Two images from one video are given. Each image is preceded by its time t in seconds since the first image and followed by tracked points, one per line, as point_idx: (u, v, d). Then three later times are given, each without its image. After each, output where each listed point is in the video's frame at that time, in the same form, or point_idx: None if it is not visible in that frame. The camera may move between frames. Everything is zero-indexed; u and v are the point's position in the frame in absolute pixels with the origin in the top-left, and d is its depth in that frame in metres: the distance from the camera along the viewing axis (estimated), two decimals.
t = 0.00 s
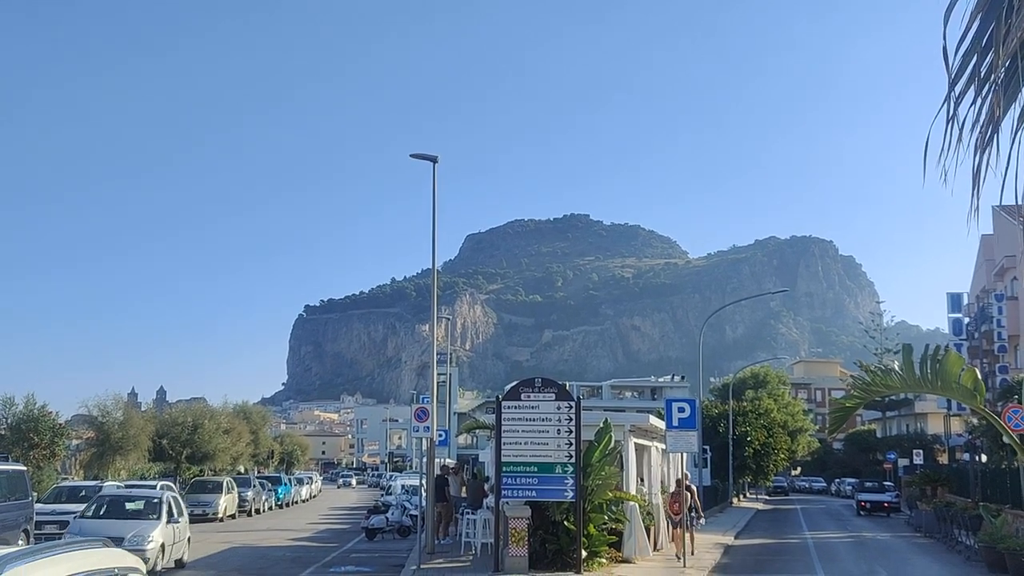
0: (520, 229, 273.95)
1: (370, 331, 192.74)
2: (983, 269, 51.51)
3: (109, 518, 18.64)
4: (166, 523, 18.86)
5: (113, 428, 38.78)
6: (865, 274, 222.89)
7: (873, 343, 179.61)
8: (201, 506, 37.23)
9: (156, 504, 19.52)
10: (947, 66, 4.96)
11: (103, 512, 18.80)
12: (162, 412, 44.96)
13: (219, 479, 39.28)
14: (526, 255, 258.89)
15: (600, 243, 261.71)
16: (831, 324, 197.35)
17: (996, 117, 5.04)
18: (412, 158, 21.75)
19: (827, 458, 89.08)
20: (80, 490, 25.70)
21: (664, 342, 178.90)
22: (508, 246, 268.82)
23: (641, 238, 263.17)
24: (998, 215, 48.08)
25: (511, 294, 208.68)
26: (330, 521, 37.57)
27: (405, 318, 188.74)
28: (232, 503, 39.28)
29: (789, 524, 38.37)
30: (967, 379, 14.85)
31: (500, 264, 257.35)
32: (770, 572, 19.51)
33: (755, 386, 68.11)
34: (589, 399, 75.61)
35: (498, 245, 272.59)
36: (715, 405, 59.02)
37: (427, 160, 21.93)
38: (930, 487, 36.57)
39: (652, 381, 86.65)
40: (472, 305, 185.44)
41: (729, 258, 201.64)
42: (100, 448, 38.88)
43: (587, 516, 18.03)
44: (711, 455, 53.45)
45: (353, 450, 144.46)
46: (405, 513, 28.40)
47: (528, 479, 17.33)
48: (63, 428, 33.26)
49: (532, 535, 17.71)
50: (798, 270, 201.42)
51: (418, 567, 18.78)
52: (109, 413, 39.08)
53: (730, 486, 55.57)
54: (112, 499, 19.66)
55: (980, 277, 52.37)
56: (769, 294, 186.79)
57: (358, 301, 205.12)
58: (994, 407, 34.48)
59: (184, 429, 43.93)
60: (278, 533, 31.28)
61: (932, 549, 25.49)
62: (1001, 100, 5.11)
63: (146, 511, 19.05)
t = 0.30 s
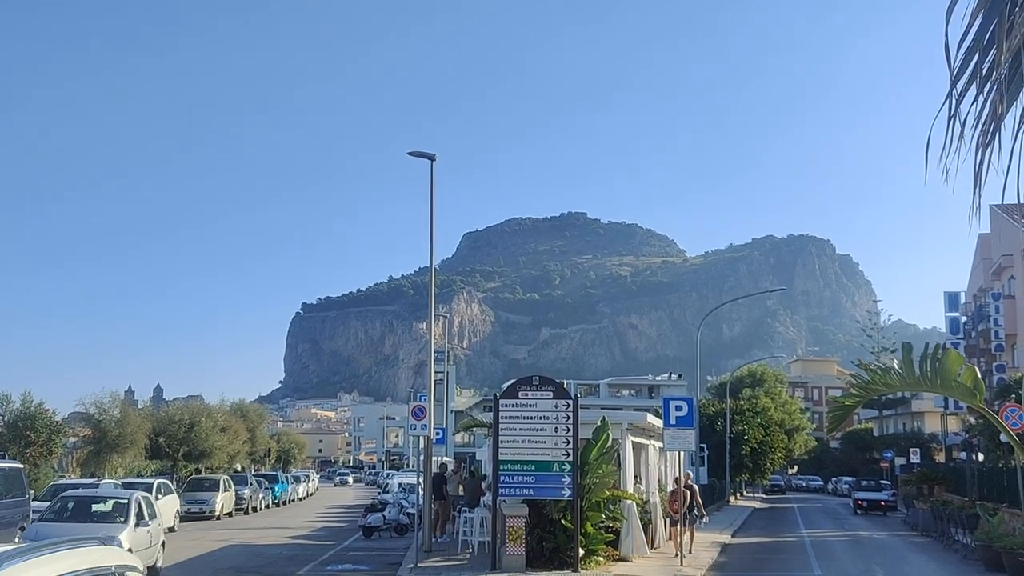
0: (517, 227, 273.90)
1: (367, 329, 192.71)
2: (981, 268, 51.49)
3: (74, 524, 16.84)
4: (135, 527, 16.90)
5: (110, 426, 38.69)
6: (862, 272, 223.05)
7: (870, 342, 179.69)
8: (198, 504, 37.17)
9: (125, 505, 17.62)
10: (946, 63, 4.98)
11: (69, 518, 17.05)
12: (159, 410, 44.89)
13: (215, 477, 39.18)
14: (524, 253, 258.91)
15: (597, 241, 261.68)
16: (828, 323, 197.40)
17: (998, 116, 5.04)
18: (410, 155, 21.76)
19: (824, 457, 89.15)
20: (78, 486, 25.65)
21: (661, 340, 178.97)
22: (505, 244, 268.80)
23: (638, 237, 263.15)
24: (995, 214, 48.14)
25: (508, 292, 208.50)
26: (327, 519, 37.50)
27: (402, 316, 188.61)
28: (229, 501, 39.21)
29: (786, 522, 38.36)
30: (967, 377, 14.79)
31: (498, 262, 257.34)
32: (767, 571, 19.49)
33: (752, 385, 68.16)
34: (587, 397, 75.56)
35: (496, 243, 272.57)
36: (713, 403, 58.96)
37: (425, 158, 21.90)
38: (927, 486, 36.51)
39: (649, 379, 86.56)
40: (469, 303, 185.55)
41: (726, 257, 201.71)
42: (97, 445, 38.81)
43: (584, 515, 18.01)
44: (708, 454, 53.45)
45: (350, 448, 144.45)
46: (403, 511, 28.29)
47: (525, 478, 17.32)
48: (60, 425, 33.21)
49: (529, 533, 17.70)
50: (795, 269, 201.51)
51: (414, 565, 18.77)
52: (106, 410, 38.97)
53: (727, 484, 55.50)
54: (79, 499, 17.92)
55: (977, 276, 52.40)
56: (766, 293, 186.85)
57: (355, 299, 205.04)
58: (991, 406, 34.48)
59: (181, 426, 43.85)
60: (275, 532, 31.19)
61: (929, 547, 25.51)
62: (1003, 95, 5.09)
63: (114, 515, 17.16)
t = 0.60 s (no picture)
0: (515, 223, 273.80)
1: (365, 325, 192.73)
2: (979, 264, 51.45)
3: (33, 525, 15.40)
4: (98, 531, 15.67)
5: (108, 422, 38.64)
6: (860, 268, 223.12)
7: (867, 338, 179.77)
8: (196, 499, 37.16)
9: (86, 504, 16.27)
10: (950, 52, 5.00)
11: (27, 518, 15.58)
12: (156, 405, 44.84)
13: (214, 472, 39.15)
14: (522, 249, 258.90)
15: (595, 237, 261.54)
16: (826, 319, 197.45)
17: (1000, 106, 5.06)
18: (407, 151, 21.76)
19: (822, 453, 89.29)
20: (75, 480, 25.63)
21: (659, 336, 179.11)
22: (503, 240, 268.79)
23: (636, 233, 263.12)
24: (994, 211, 48.06)
25: (506, 288, 208.52)
26: (325, 514, 37.54)
27: (400, 311, 188.57)
28: (227, 496, 39.17)
29: (783, 517, 38.35)
30: (967, 373, 14.77)
31: (496, 258, 257.34)
32: (765, 565, 19.50)
33: (749, 380, 68.19)
34: (584, 392, 75.55)
35: (494, 239, 272.50)
36: (711, 399, 59.04)
37: (423, 153, 21.90)
38: (924, 481, 36.54)
39: (647, 375, 86.59)
40: (467, 299, 186.01)
41: (724, 253, 201.77)
42: (95, 441, 38.76)
43: (582, 511, 18.04)
44: (705, 450, 53.47)
45: (348, 444, 144.63)
46: (401, 506, 28.32)
47: (523, 473, 17.33)
48: (58, 421, 33.16)
49: (527, 528, 17.72)
50: (793, 265, 201.47)
51: (411, 560, 18.78)
52: (104, 406, 38.94)
53: (725, 480, 55.47)
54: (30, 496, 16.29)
55: (975, 272, 52.46)
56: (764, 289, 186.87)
57: (353, 295, 205.06)
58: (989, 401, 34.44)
59: (179, 422, 43.79)
60: (273, 527, 31.22)
61: (926, 542, 25.54)
62: (1009, 87, 5.08)
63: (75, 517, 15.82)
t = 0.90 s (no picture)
0: (513, 218, 273.70)
1: (363, 321, 192.63)
2: (977, 259, 51.43)
3: None
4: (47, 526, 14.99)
5: (105, 417, 38.58)
6: (858, 264, 223.17)
7: (865, 334, 179.95)
8: (194, 495, 37.13)
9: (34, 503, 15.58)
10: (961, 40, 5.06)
11: None
12: (154, 401, 44.84)
13: (212, 468, 39.11)
14: (520, 245, 258.84)
15: (593, 232, 261.46)
16: (824, 315, 197.50)
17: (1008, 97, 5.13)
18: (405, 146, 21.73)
19: (819, 449, 89.45)
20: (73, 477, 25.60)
21: (657, 332, 179.27)
22: (501, 236, 268.61)
23: (635, 229, 263.07)
24: (992, 206, 48.07)
25: (505, 284, 208.44)
26: (323, 510, 37.55)
27: (399, 307, 188.50)
28: (225, 492, 39.18)
29: (782, 513, 38.36)
30: (971, 363, 14.77)
31: (494, 254, 257.24)
32: (763, 561, 19.55)
33: (748, 376, 68.14)
34: (582, 388, 75.45)
35: (492, 235, 272.32)
36: (709, 394, 59.11)
37: (422, 148, 21.88)
38: (922, 476, 36.60)
39: (645, 371, 86.59)
40: (466, 294, 185.51)
41: (722, 248, 201.85)
42: (93, 436, 38.71)
43: (582, 505, 18.00)
44: (704, 445, 53.50)
45: (346, 440, 144.63)
46: (399, 502, 28.30)
47: (521, 468, 17.33)
48: (56, 416, 33.12)
49: (527, 524, 17.68)
50: (791, 261, 201.57)
51: (411, 555, 18.76)
52: (102, 401, 38.92)
53: (723, 474, 55.44)
54: None
55: (974, 267, 52.50)
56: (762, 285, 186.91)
57: (351, 291, 204.81)
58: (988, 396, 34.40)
59: (177, 417, 43.77)
60: (271, 523, 31.21)
61: (925, 537, 25.59)
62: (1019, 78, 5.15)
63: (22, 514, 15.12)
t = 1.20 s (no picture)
0: (514, 216, 273.59)
1: (365, 317, 192.68)
2: (979, 256, 51.33)
3: None
4: None
5: (106, 413, 38.58)
6: (860, 261, 223.14)
7: (866, 330, 179.88)
8: (195, 491, 37.05)
9: None
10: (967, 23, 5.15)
11: None
12: (155, 397, 44.82)
13: (213, 464, 39.11)
14: (521, 241, 258.67)
15: (594, 229, 261.38)
16: (825, 311, 197.41)
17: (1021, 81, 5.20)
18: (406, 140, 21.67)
19: (820, 444, 89.51)
20: (72, 472, 25.61)
21: (658, 328, 179.27)
22: (502, 232, 268.52)
23: (636, 226, 263.04)
24: (995, 202, 47.99)
25: (506, 281, 208.32)
26: (325, 506, 37.53)
27: (400, 304, 188.36)
28: (226, 488, 39.15)
29: (783, 509, 38.34)
30: (981, 353, 14.82)
31: (495, 250, 257.27)
32: (764, 557, 19.47)
33: (749, 372, 68.05)
34: (583, 384, 75.35)
35: (493, 231, 272.22)
36: (710, 390, 59.13)
37: (423, 143, 21.80)
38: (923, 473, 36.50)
39: (646, 366, 86.55)
40: (467, 291, 185.43)
41: (724, 245, 201.77)
42: (93, 432, 38.64)
43: (582, 501, 17.94)
44: (705, 441, 53.50)
45: (347, 436, 144.69)
46: (400, 497, 28.23)
47: (522, 463, 17.26)
48: (56, 411, 33.09)
49: (527, 519, 17.63)
50: (792, 258, 201.50)
51: (410, 551, 18.69)
52: (102, 397, 38.90)
53: (724, 471, 55.33)
54: None
55: (975, 263, 52.41)
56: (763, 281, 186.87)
57: (353, 287, 204.68)
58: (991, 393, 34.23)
59: (178, 413, 43.73)
60: (271, 518, 31.16)
61: (927, 533, 25.56)
62: None
63: None
